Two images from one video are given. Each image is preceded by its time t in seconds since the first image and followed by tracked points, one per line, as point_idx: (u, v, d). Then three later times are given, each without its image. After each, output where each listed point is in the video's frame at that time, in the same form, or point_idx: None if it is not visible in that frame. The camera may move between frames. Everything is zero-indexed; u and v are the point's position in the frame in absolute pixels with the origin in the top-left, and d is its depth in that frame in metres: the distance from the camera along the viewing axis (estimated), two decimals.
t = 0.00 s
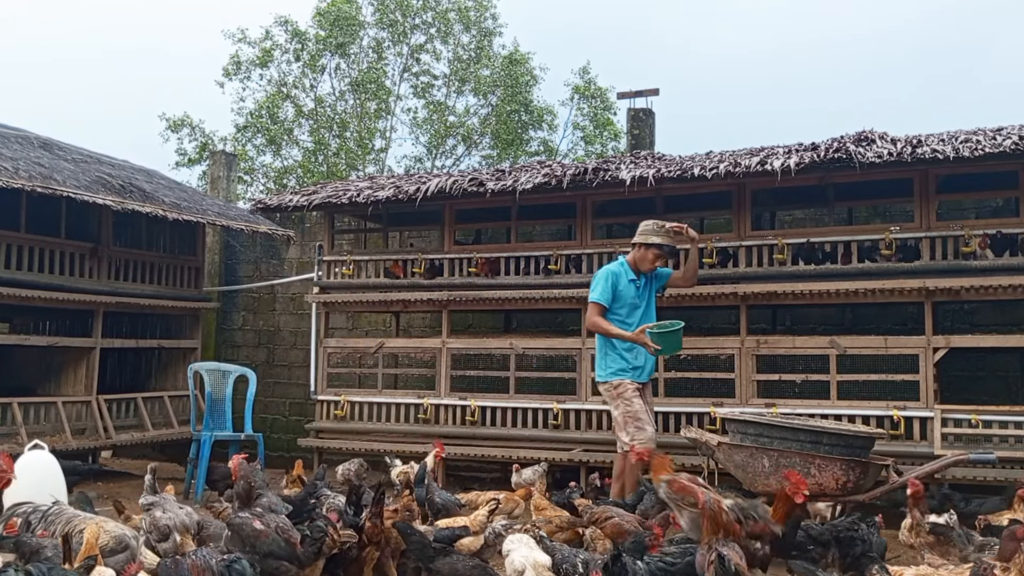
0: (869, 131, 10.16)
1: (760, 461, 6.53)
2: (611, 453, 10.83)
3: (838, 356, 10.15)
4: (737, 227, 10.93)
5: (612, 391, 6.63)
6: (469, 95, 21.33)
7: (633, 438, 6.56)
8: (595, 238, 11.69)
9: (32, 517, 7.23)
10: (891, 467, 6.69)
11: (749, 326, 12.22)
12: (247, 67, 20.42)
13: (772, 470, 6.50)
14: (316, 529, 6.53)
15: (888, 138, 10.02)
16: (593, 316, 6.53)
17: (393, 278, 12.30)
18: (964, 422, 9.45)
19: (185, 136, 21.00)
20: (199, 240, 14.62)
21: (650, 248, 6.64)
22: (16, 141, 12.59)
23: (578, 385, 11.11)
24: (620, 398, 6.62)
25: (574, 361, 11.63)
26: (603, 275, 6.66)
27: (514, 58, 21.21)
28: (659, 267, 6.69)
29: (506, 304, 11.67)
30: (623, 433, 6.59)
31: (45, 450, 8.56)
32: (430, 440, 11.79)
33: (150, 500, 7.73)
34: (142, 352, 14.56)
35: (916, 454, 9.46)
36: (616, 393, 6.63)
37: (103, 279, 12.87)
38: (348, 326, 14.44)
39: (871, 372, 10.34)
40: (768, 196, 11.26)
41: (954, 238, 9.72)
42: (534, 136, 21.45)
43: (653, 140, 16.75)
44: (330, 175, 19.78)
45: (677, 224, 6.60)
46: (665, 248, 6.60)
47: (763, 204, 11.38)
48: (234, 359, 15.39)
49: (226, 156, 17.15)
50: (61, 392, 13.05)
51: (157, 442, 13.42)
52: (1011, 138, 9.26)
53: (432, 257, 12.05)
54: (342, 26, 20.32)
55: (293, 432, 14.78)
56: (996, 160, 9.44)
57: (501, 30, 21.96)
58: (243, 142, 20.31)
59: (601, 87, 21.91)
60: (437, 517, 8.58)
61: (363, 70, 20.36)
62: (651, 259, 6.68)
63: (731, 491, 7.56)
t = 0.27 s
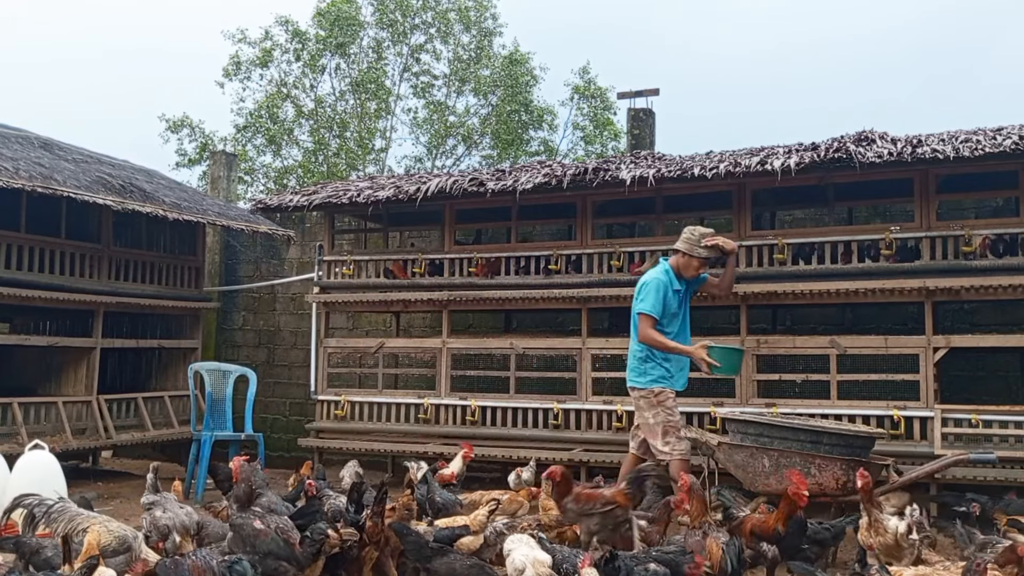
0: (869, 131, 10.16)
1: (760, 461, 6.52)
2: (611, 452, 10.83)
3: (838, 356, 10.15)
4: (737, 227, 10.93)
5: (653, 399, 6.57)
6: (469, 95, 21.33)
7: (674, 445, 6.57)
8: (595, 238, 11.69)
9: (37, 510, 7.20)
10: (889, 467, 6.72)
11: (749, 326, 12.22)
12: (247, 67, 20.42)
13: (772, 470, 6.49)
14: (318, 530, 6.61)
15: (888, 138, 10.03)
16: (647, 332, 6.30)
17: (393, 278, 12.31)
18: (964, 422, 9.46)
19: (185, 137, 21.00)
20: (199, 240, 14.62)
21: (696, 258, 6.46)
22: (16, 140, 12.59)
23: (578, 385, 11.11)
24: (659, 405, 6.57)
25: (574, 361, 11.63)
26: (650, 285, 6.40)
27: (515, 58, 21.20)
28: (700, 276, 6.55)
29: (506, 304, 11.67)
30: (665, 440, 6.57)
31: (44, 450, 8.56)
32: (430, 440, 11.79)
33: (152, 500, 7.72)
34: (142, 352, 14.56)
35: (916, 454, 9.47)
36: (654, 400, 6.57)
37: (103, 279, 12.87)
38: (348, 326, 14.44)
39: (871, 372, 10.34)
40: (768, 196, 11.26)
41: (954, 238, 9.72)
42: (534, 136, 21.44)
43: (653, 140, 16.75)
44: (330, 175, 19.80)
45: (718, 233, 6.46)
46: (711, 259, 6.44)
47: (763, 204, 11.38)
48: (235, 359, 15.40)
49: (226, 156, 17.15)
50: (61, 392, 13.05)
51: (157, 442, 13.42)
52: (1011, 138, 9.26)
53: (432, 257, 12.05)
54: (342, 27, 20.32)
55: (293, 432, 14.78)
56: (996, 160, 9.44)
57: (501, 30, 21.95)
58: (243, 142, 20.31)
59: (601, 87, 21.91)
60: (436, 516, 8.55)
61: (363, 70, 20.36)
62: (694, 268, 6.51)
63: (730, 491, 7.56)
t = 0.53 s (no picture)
0: (869, 131, 10.16)
1: (759, 461, 6.50)
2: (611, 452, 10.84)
3: (838, 356, 10.15)
4: (737, 227, 10.93)
5: (669, 398, 6.97)
6: (469, 95, 21.33)
7: (682, 443, 6.98)
8: (595, 238, 11.70)
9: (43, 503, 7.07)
10: (890, 466, 6.64)
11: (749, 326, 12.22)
12: (247, 68, 20.42)
13: (772, 470, 6.48)
14: (324, 537, 6.59)
15: (888, 138, 10.03)
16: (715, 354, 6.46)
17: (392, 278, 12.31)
18: (964, 422, 9.46)
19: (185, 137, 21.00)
20: (199, 240, 14.63)
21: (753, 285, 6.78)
22: (16, 140, 12.59)
23: (578, 385, 11.12)
24: (669, 404, 6.99)
25: (574, 361, 11.63)
26: (716, 309, 6.63)
27: (515, 58, 21.20)
28: (749, 302, 6.90)
29: (506, 304, 11.67)
30: (674, 437, 6.99)
31: (45, 450, 8.56)
32: (430, 440, 11.79)
33: (152, 498, 7.70)
34: (142, 351, 14.57)
35: (916, 454, 9.47)
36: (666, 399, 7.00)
37: (103, 279, 12.87)
38: (348, 326, 14.45)
39: (871, 372, 10.34)
40: (768, 196, 11.26)
41: (954, 238, 9.72)
42: (534, 136, 21.44)
43: (653, 140, 16.75)
44: (330, 175, 19.82)
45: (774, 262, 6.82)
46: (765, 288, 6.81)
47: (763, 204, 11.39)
48: (235, 359, 15.40)
49: (226, 156, 17.16)
50: (61, 392, 13.06)
51: (157, 442, 13.42)
52: (1011, 138, 9.27)
53: (432, 257, 12.05)
54: (342, 27, 20.33)
55: (293, 432, 14.79)
56: (996, 160, 9.45)
57: (501, 30, 21.95)
58: (243, 142, 20.32)
59: (600, 87, 21.91)
60: (436, 516, 8.52)
61: (362, 70, 20.36)
62: (745, 291, 6.80)
63: (730, 491, 7.57)
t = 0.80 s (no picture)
0: (869, 131, 10.16)
1: (759, 461, 6.49)
2: (611, 452, 10.84)
3: (838, 356, 10.15)
4: (737, 227, 10.93)
5: (675, 398, 7.11)
6: (469, 95, 21.33)
7: (683, 443, 7.12)
8: (595, 238, 11.70)
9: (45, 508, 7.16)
10: (890, 466, 6.64)
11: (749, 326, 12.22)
12: (247, 67, 20.42)
13: (772, 470, 6.47)
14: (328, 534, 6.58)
15: (888, 138, 10.03)
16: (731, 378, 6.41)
17: (392, 278, 12.31)
18: (964, 422, 9.46)
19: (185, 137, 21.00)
20: (199, 240, 14.63)
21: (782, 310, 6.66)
22: (16, 140, 12.59)
23: (578, 385, 11.12)
24: (676, 403, 7.13)
25: (574, 361, 11.63)
26: (739, 331, 6.56)
27: (515, 58, 21.19)
28: (775, 326, 6.80)
29: (506, 303, 11.67)
30: (677, 436, 7.13)
31: (45, 450, 8.56)
32: (430, 440, 11.79)
33: (154, 497, 7.73)
34: (142, 351, 14.57)
35: (916, 454, 9.47)
36: (673, 398, 7.13)
37: (103, 279, 12.87)
38: (348, 326, 14.45)
39: (871, 372, 10.34)
40: (768, 196, 11.26)
41: (953, 238, 9.72)
42: (534, 135, 21.44)
43: (653, 140, 16.74)
44: (330, 175, 19.82)
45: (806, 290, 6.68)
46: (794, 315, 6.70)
47: (763, 204, 11.39)
48: (235, 359, 15.41)
49: (226, 156, 17.16)
50: (61, 392, 13.06)
51: (157, 442, 13.42)
52: (1011, 138, 9.27)
53: (432, 257, 12.04)
54: (342, 26, 20.33)
55: (293, 432, 14.79)
56: (996, 160, 9.44)
57: (501, 30, 21.95)
58: (243, 142, 20.32)
59: (600, 87, 21.91)
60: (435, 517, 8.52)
61: (362, 69, 20.35)
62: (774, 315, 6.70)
63: (729, 490, 7.58)
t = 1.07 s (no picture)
0: (869, 131, 10.15)
1: (759, 461, 6.49)
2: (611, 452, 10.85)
3: (838, 356, 10.15)
4: (737, 227, 10.93)
5: (680, 398, 7.13)
6: (468, 95, 21.33)
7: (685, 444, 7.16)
8: (595, 238, 11.69)
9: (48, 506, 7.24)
10: (890, 466, 6.64)
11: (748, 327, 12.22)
12: (247, 68, 20.42)
13: (772, 470, 6.47)
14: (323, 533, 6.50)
15: (888, 138, 10.03)
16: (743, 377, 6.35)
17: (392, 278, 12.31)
18: (964, 422, 9.46)
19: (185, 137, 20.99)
20: (199, 240, 14.63)
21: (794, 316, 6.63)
22: (16, 140, 12.58)
23: (578, 385, 11.12)
24: (681, 403, 7.16)
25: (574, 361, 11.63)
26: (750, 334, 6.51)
27: (515, 58, 21.20)
28: (787, 331, 6.79)
29: (507, 303, 11.67)
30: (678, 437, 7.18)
31: (45, 450, 8.55)
32: (430, 440, 11.80)
33: (155, 497, 7.78)
34: (142, 351, 14.56)
35: (916, 454, 9.47)
36: (678, 399, 7.14)
37: (103, 279, 12.87)
38: (348, 326, 14.45)
39: (871, 372, 10.34)
40: (768, 196, 11.26)
41: (954, 238, 9.72)
42: (534, 135, 21.43)
43: (653, 140, 16.74)
44: (330, 175, 19.82)
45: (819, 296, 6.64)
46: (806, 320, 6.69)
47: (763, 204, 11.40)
48: (235, 359, 15.41)
49: (226, 156, 17.16)
50: (61, 392, 13.05)
51: (157, 442, 13.42)
52: (1011, 138, 9.27)
53: (432, 257, 12.04)
54: (343, 27, 20.34)
55: (293, 432, 14.79)
56: (996, 160, 9.44)
57: (501, 30, 21.95)
58: (243, 142, 20.32)
59: (600, 87, 21.91)
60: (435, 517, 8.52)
61: (362, 70, 20.36)
62: (786, 321, 6.68)
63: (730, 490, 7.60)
